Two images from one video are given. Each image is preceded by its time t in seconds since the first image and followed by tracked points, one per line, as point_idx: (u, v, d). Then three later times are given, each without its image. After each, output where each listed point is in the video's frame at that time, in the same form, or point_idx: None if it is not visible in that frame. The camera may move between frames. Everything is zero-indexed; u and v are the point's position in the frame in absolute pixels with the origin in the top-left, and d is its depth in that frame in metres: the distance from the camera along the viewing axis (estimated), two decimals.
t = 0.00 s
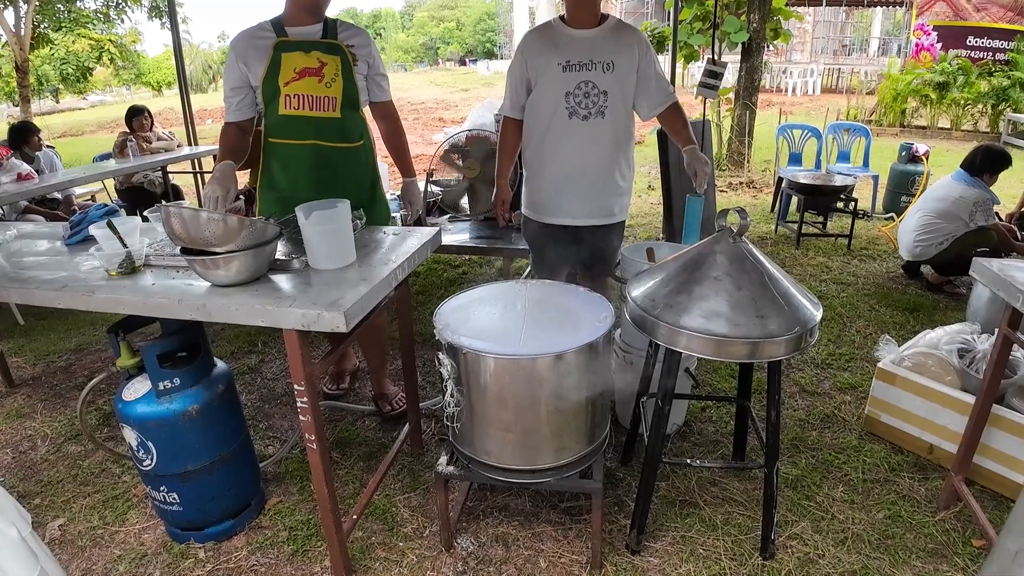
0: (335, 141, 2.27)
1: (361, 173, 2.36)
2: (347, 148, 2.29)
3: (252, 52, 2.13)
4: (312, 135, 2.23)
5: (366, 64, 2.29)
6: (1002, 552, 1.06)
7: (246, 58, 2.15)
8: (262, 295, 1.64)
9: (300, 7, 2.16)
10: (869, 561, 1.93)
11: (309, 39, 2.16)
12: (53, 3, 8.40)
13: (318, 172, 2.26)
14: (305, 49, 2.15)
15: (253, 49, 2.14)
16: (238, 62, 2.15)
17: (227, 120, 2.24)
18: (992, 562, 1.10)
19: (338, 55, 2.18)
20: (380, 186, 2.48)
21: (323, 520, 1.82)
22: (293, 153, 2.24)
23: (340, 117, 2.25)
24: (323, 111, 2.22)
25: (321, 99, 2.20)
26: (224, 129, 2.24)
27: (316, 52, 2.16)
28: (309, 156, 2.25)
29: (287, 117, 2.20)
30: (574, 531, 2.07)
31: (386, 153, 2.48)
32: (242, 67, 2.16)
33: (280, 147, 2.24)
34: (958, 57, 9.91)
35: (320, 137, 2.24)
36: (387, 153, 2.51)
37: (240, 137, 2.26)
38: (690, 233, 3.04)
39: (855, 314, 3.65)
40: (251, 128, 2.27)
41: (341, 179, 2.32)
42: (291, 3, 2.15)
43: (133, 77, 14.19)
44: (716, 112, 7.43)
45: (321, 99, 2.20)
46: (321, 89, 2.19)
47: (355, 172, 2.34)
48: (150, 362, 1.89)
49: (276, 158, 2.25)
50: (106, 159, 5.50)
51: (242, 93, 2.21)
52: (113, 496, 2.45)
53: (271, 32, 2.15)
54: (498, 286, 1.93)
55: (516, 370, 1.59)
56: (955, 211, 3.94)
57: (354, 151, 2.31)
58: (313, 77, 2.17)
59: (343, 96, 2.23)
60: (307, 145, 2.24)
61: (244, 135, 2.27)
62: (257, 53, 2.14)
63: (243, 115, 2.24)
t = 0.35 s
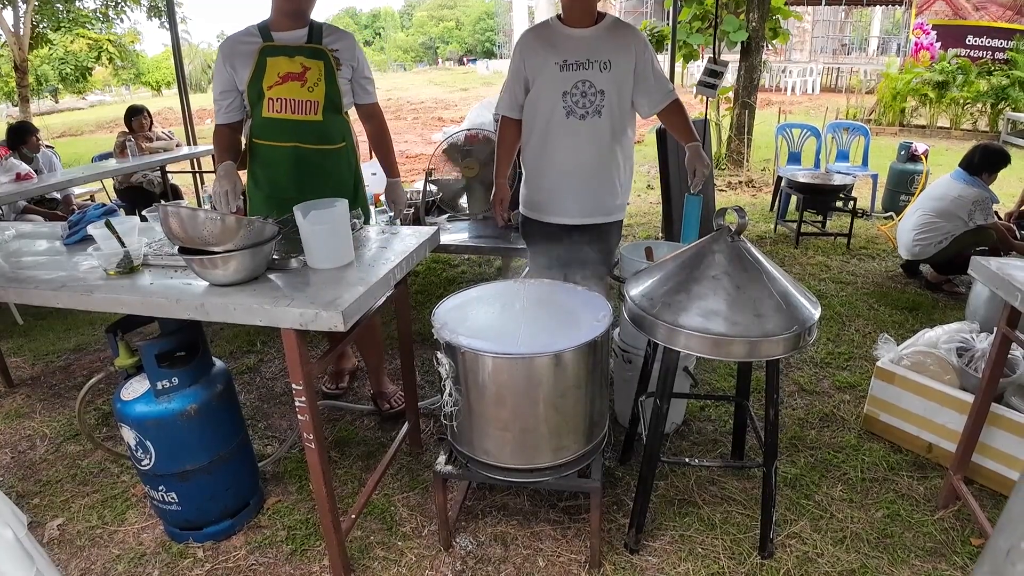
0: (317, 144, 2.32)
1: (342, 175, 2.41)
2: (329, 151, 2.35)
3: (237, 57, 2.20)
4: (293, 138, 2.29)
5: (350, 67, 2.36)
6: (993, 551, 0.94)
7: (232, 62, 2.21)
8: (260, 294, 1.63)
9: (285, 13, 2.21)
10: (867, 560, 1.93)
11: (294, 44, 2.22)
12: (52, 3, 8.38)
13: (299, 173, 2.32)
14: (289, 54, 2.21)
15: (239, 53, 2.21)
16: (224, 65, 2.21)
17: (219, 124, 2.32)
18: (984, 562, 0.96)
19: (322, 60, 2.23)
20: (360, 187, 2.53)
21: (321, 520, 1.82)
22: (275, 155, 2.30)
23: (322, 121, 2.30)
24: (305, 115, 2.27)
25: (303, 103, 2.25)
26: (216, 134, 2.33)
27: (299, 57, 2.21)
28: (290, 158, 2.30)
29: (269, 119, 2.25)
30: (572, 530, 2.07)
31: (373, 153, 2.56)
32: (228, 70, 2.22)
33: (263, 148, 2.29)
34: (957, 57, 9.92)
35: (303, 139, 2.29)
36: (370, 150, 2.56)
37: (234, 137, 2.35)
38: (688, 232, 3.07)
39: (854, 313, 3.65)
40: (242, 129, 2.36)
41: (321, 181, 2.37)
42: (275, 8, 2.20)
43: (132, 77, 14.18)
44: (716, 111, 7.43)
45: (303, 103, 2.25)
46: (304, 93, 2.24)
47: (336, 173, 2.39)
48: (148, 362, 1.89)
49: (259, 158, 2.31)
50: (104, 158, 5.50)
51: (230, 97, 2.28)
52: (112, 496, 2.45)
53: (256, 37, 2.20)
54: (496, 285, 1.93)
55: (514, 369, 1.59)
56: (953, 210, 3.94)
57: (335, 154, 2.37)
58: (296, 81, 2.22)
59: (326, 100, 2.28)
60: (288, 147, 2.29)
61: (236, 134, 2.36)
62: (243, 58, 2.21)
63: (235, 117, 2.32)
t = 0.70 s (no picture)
0: (309, 139, 2.35)
1: (334, 171, 2.42)
2: (321, 147, 2.37)
3: (231, 58, 2.27)
4: (285, 133, 2.32)
5: (342, 64, 2.36)
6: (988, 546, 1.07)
7: (226, 63, 2.28)
8: (259, 294, 1.63)
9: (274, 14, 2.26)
10: (866, 559, 1.93)
11: (285, 42, 2.26)
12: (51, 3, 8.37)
13: (289, 169, 2.34)
14: (280, 52, 2.25)
15: (233, 54, 2.27)
16: (220, 67, 2.29)
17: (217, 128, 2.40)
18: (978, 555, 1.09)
19: (312, 57, 2.26)
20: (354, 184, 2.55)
21: (320, 519, 1.82)
22: (267, 150, 2.34)
23: (313, 117, 2.32)
24: (297, 111, 2.30)
25: (294, 99, 2.28)
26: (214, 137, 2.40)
27: (290, 55, 2.25)
28: (281, 153, 2.33)
29: (261, 116, 2.30)
30: (571, 529, 2.07)
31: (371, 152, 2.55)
32: (224, 74, 2.31)
33: (255, 145, 2.34)
34: (956, 56, 9.93)
35: (294, 135, 2.33)
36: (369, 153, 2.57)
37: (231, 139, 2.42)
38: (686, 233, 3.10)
39: (852, 312, 3.65)
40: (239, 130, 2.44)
41: (313, 177, 2.40)
42: (266, 9, 2.25)
43: (132, 76, 14.17)
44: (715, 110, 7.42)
45: (293, 100, 2.28)
46: (294, 89, 2.28)
47: (328, 169, 2.41)
48: (147, 362, 1.89)
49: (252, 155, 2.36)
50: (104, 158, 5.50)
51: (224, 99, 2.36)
52: (111, 495, 2.46)
53: (249, 38, 2.26)
54: (495, 284, 1.93)
55: (512, 368, 1.59)
56: (952, 209, 3.95)
57: (327, 149, 2.38)
58: (286, 78, 2.26)
59: (317, 96, 2.30)
60: (280, 143, 2.33)
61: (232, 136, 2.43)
62: (237, 58, 2.28)
63: (230, 118, 2.39)
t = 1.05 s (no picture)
0: (306, 138, 2.36)
1: (332, 170, 2.41)
2: (318, 145, 2.37)
3: (230, 61, 2.31)
4: (283, 132, 2.34)
5: (338, 61, 2.35)
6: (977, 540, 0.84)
7: (226, 66, 2.32)
8: (258, 293, 1.63)
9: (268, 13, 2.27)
10: (865, 557, 1.93)
11: (280, 42, 2.27)
12: (49, 3, 8.36)
13: (287, 168, 2.36)
14: (275, 52, 2.26)
15: (232, 56, 2.30)
16: (220, 71, 2.34)
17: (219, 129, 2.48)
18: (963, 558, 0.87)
19: (307, 55, 2.26)
20: (354, 183, 2.54)
21: (319, 518, 1.82)
22: (265, 150, 2.36)
23: (309, 115, 2.33)
24: (294, 109, 2.31)
25: (290, 98, 2.30)
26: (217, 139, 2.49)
27: (285, 54, 2.25)
28: (279, 152, 2.35)
29: (259, 116, 2.32)
30: (570, 527, 2.07)
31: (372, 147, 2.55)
32: (224, 78, 2.36)
33: (254, 145, 2.36)
34: (955, 55, 9.94)
35: (292, 134, 2.34)
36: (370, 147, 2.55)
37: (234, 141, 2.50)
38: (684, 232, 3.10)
39: (851, 311, 3.65)
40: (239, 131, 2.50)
41: (312, 176, 2.40)
42: (260, 11, 2.26)
43: (131, 77, 14.18)
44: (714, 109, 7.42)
45: (290, 99, 2.30)
46: (290, 88, 2.28)
47: (326, 168, 2.41)
48: (146, 361, 1.89)
49: (251, 155, 2.39)
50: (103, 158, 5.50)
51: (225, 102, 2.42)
52: (110, 495, 2.46)
53: (246, 40, 2.30)
54: (493, 283, 1.94)
55: (511, 367, 1.60)
56: (951, 208, 3.95)
57: (325, 148, 2.38)
58: (282, 77, 2.27)
59: (313, 94, 2.30)
60: (277, 141, 2.34)
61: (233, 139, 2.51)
62: (235, 61, 2.31)
63: (231, 121, 2.45)
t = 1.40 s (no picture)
0: (309, 137, 2.37)
1: (335, 169, 2.43)
2: (321, 144, 2.38)
3: (229, 61, 2.30)
4: (286, 131, 2.35)
5: (340, 59, 2.37)
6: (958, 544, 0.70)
7: (226, 66, 2.31)
8: (255, 294, 1.64)
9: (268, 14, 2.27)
10: (863, 557, 1.94)
11: (282, 41, 2.28)
12: (48, 3, 8.36)
13: (291, 167, 2.37)
14: (277, 51, 2.26)
15: (232, 57, 2.29)
16: (220, 72, 2.33)
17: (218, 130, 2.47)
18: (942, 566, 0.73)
19: (309, 54, 2.26)
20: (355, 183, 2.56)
21: (317, 518, 1.82)
22: (268, 149, 2.36)
23: (313, 114, 2.34)
24: (297, 108, 2.32)
25: (293, 97, 2.31)
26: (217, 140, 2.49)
27: (287, 53, 2.26)
28: (283, 151, 2.36)
29: (262, 115, 2.33)
30: (568, 527, 2.08)
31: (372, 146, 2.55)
32: (224, 77, 2.34)
33: (256, 144, 2.37)
34: (954, 55, 9.95)
35: (295, 133, 2.35)
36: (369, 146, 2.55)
37: (236, 143, 2.49)
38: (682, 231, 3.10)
39: (849, 310, 3.66)
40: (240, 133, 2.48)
41: (315, 175, 2.42)
42: (260, 11, 2.27)
43: (130, 77, 14.18)
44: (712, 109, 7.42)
45: (293, 98, 2.31)
46: (293, 87, 2.29)
47: (327, 167, 2.42)
48: (144, 361, 1.89)
49: (253, 154, 2.39)
50: (101, 158, 5.50)
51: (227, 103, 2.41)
52: (109, 495, 2.46)
53: (247, 40, 2.30)
54: (491, 284, 1.94)
55: (509, 368, 1.60)
56: (949, 207, 3.96)
57: (327, 146, 2.40)
58: (285, 76, 2.28)
59: (316, 93, 2.32)
60: (281, 140, 2.35)
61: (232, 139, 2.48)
62: (235, 61, 2.30)
63: (232, 122, 2.44)
